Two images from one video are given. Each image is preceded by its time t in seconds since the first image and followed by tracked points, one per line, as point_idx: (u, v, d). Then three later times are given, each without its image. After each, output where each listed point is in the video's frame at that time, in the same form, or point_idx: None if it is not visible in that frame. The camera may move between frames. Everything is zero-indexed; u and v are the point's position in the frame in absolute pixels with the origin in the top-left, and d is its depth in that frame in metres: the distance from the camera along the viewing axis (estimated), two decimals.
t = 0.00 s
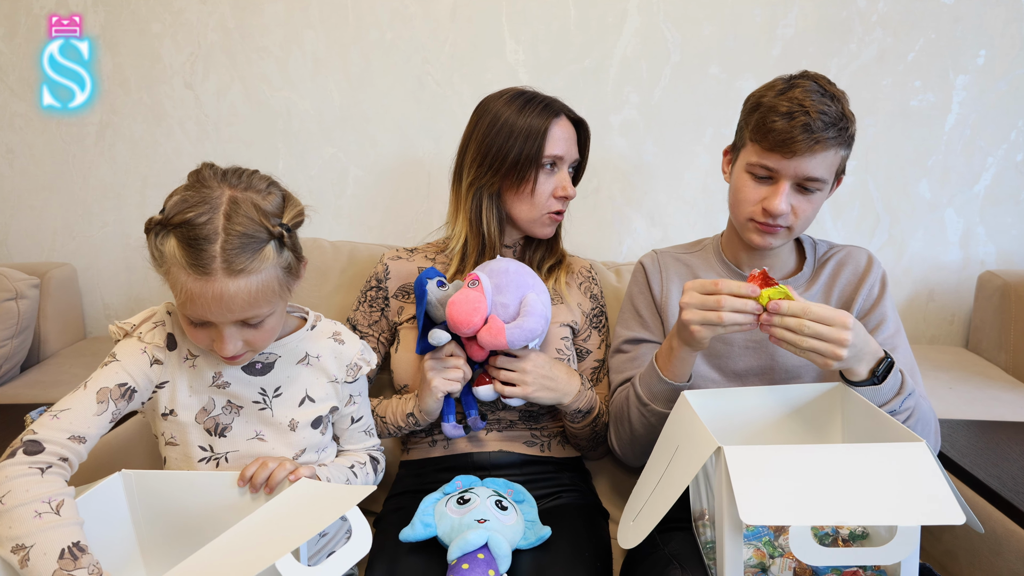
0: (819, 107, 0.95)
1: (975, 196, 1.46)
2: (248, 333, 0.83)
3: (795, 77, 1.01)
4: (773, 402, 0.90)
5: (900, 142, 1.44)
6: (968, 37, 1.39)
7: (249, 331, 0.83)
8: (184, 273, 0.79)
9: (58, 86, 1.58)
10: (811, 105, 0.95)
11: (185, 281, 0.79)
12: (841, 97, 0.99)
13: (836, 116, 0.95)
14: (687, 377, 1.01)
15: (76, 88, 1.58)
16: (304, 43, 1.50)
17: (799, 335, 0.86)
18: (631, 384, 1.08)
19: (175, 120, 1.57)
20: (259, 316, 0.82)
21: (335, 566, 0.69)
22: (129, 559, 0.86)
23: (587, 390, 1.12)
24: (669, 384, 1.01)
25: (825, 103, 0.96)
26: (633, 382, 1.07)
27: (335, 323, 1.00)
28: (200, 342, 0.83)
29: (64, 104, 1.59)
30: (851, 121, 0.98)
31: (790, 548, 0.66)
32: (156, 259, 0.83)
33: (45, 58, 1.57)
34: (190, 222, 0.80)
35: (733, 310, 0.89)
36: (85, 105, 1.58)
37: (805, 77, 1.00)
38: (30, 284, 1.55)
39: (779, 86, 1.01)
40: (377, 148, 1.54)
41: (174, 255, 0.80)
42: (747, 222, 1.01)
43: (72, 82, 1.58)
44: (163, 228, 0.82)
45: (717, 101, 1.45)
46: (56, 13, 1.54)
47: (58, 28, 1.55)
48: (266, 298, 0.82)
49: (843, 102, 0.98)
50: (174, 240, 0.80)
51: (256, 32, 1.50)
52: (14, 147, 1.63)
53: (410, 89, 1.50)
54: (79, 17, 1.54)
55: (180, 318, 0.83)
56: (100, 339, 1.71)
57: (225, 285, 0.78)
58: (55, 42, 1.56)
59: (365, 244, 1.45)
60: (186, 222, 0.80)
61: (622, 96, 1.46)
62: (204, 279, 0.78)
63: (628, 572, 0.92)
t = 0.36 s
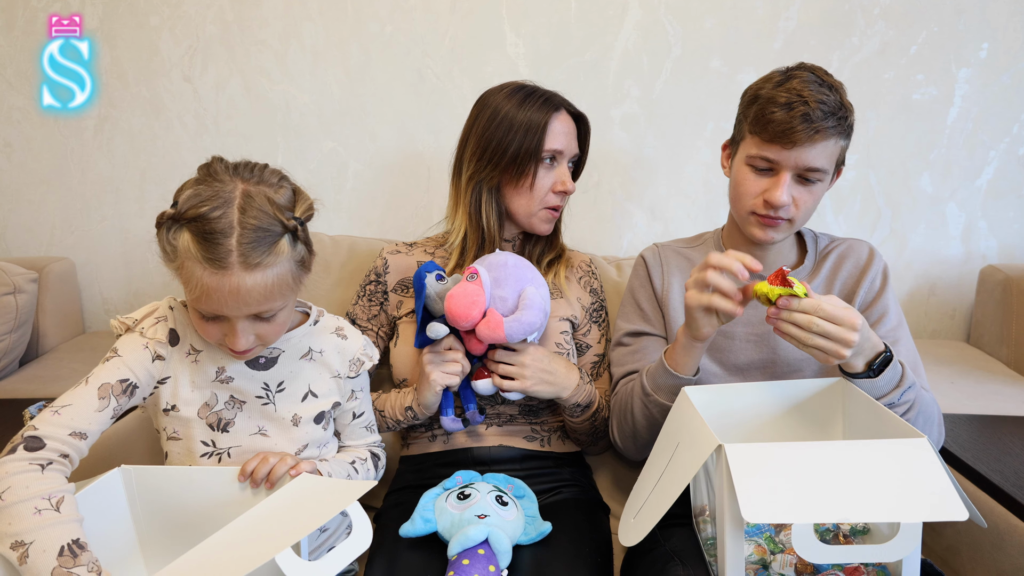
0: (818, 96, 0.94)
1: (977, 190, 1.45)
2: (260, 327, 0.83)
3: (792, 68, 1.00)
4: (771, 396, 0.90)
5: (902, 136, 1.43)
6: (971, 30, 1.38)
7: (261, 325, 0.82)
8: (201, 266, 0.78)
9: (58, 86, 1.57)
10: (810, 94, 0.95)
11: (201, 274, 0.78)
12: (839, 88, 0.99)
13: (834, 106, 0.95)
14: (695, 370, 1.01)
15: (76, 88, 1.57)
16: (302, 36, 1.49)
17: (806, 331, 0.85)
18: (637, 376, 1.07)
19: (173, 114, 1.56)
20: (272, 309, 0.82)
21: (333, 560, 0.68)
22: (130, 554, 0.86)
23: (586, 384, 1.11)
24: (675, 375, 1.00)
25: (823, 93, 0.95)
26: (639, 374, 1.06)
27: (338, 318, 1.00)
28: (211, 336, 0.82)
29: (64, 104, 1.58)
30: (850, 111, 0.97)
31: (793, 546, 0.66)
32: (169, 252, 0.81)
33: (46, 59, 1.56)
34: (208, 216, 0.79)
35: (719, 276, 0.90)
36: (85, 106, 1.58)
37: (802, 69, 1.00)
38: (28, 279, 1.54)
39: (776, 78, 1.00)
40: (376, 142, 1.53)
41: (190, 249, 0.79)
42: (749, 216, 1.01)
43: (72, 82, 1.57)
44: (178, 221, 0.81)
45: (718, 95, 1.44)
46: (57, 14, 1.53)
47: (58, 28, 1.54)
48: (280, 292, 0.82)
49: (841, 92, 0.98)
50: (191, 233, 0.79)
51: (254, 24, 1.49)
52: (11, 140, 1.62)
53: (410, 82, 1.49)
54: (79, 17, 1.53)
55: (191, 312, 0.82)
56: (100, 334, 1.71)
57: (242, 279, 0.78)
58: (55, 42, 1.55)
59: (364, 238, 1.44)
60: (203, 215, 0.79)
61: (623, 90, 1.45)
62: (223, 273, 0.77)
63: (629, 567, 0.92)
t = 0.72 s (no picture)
0: (818, 96, 0.94)
1: (977, 189, 1.45)
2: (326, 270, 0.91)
3: (792, 68, 1.00)
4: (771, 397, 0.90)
5: (902, 135, 1.43)
6: (971, 29, 1.38)
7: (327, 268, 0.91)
8: (256, 227, 0.83)
9: (58, 87, 1.56)
10: (810, 94, 0.94)
11: (261, 233, 0.84)
12: (838, 87, 0.98)
13: (835, 105, 0.94)
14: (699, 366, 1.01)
15: (76, 89, 1.56)
16: (301, 35, 1.48)
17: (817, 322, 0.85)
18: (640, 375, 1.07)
19: (171, 113, 1.56)
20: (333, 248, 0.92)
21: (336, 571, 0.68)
22: (127, 560, 0.85)
23: (585, 386, 1.11)
24: (680, 373, 1.00)
25: (824, 92, 0.95)
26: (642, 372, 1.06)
27: (331, 316, 1.00)
28: (283, 304, 0.85)
29: (64, 104, 1.57)
30: (850, 110, 0.97)
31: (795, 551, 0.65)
32: (209, 243, 0.84)
33: (46, 58, 1.55)
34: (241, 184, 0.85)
35: (725, 296, 0.90)
36: (85, 107, 1.57)
37: (801, 68, 1.00)
38: (25, 278, 1.53)
39: (776, 78, 1.00)
40: (375, 142, 1.52)
41: (239, 218, 0.84)
42: (751, 217, 1.00)
43: (72, 82, 1.56)
44: (204, 210, 0.84)
45: (719, 94, 1.43)
46: (56, 14, 1.53)
47: (58, 28, 1.53)
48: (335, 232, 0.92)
49: (841, 92, 0.97)
50: (228, 208, 0.84)
51: (253, 23, 1.48)
52: (9, 139, 1.61)
53: (408, 81, 1.48)
54: (79, 17, 1.52)
55: (252, 289, 0.84)
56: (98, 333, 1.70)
57: (299, 221, 0.85)
58: (55, 42, 1.54)
59: (364, 238, 1.44)
60: (234, 186, 0.85)
61: (622, 89, 1.45)
62: (281, 220, 0.84)
63: (629, 569, 0.92)
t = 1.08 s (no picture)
0: (815, 96, 0.94)
1: (964, 192, 1.46)
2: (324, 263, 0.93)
3: (788, 69, 1.00)
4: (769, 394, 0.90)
5: (892, 137, 1.44)
6: (960, 32, 1.39)
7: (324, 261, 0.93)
8: (264, 215, 0.85)
9: (57, 87, 1.54)
10: (807, 93, 0.95)
11: (268, 221, 0.85)
12: (834, 88, 0.99)
13: (831, 105, 0.95)
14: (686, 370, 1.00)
15: (76, 89, 1.54)
16: (291, 33, 1.47)
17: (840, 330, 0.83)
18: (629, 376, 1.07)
19: (159, 111, 1.54)
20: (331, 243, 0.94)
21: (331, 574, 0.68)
22: (114, 565, 0.84)
23: (578, 387, 1.11)
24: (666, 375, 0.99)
25: (820, 92, 0.95)
26: (631, 375, 1.05)
27: (322, 318, 0.99)
28: (282, 295, 0.86)
29: (63, 105, 1.55)
30: (847, 112, 0.97)
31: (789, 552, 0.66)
32: (215, 229, 0.85)
33: (46, 59, 1.53)
34: (247, 174, 0.87)
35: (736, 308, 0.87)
36: (84, 107, 1.55)
37: (799, 69, 1.00)
38: (10, 277, 1.51)
39: (773, 78, 1.00)
40: (365, 142, 1.51)
41: (246, 206, 0.85)
42: (746, 215, 1.00)
43: (71, 82, 1.54)
44: (210, 197, 0.85)
45: (710, 95, 1.44)
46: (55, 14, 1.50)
47: (57, 29, 1.51)
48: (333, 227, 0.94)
49: (837, 94, 0.98)
50: (235, 195, 0.85)
51: (242, 21, 1.47)
52: None
53: (399, 81, 1.47)
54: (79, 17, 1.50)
55: (253, 278, 0.85)
56: (83, 333, 1.68)
57: (302, 210, 0.88)
58: (55, 42, 1.52)
59: (354, 239, 1.43)
60: (241, 175, 0.87)
61: (614, 90, 1.45)
62: (287, 209, 0.86)
63: (621, 571, 0.91)
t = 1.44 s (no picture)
0: (762, 101, 0.97)
1: (929, 201, 1.51)
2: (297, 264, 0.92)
3: (739, 79, 1.03)
4: (731, 409, 0.91)
5: (860, 147, 1.47)
6: (924, 45, 1.43)
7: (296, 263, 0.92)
8: (235, 216, 0.84)
9: (59, 86, 1.50)
10: (754, 99, 0.97)
11: (240, 222, 0.84)
12: (786, 93, 1.01)
13: (780, 109, 0.97)
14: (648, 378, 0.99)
15: (77, 89, 1.50)
16: (264, 38, 1.45)
17: None
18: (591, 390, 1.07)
19: (128, 116, 1.50)
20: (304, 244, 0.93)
21: None
22: None
23: (557, 396, 1.11)
24: (625, 386, 0.99)
25: (768, 98, 0.98)
26: (594, 389, 1.05)
27: (298, 328, 0.98)
28: (257, 297, 0.84)
29: (64, 104, 1.51)
30: (798, 114, 1.00)
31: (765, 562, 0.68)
32: (186, 232, 0.83)
33: (47, 59, 1.49)
34: (217, 176, 0.86)
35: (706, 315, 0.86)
36: (88, 107, 1.50)
37: (748, 77, 1.03)
38: None
39: (725, 88, 1.03)
40: (339, 148, 1.50)
41: (217, 207, 0.84)
42: (711, 224, 1.01)
43: (73, 82, 1.49)
44: (180, 199, 0.84)
45: (684, 105, 1.46)
46: (58, 13, 1.46)
47: (61, 29, 1.47)
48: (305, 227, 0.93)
49: (788, 97, 1.00)
50: (205, 196, 0.84)
51: (214, 25, 1.45)
52: None
53: (374, 87, 1.47)
54: (82, 17, 1.46)
55: (227, 281, 0.83)
56: (48, 342, 1.63)
57: (275, 211, 0.87)
58: (57, 42, 1.48)
59: (328, 246, 1.42)
60: (211, 176, 0.86)
61: (589, 98, 1.46)
62: (259, 209, 0.85)
63: None
